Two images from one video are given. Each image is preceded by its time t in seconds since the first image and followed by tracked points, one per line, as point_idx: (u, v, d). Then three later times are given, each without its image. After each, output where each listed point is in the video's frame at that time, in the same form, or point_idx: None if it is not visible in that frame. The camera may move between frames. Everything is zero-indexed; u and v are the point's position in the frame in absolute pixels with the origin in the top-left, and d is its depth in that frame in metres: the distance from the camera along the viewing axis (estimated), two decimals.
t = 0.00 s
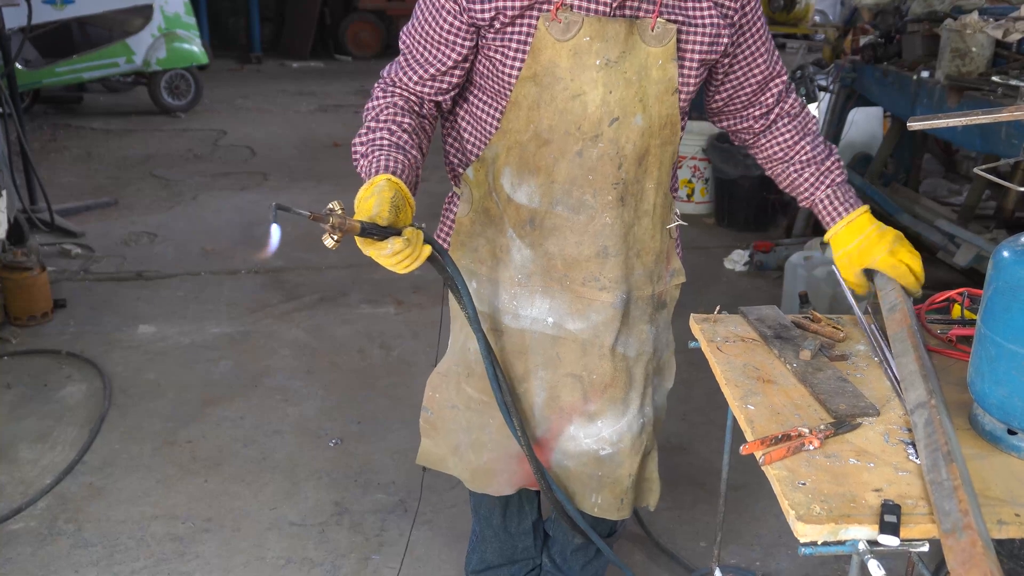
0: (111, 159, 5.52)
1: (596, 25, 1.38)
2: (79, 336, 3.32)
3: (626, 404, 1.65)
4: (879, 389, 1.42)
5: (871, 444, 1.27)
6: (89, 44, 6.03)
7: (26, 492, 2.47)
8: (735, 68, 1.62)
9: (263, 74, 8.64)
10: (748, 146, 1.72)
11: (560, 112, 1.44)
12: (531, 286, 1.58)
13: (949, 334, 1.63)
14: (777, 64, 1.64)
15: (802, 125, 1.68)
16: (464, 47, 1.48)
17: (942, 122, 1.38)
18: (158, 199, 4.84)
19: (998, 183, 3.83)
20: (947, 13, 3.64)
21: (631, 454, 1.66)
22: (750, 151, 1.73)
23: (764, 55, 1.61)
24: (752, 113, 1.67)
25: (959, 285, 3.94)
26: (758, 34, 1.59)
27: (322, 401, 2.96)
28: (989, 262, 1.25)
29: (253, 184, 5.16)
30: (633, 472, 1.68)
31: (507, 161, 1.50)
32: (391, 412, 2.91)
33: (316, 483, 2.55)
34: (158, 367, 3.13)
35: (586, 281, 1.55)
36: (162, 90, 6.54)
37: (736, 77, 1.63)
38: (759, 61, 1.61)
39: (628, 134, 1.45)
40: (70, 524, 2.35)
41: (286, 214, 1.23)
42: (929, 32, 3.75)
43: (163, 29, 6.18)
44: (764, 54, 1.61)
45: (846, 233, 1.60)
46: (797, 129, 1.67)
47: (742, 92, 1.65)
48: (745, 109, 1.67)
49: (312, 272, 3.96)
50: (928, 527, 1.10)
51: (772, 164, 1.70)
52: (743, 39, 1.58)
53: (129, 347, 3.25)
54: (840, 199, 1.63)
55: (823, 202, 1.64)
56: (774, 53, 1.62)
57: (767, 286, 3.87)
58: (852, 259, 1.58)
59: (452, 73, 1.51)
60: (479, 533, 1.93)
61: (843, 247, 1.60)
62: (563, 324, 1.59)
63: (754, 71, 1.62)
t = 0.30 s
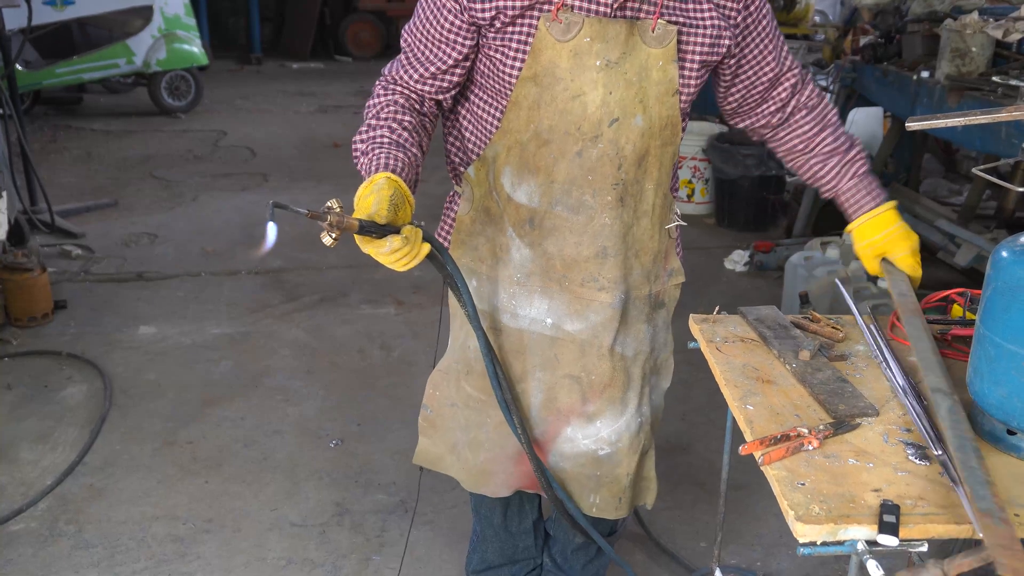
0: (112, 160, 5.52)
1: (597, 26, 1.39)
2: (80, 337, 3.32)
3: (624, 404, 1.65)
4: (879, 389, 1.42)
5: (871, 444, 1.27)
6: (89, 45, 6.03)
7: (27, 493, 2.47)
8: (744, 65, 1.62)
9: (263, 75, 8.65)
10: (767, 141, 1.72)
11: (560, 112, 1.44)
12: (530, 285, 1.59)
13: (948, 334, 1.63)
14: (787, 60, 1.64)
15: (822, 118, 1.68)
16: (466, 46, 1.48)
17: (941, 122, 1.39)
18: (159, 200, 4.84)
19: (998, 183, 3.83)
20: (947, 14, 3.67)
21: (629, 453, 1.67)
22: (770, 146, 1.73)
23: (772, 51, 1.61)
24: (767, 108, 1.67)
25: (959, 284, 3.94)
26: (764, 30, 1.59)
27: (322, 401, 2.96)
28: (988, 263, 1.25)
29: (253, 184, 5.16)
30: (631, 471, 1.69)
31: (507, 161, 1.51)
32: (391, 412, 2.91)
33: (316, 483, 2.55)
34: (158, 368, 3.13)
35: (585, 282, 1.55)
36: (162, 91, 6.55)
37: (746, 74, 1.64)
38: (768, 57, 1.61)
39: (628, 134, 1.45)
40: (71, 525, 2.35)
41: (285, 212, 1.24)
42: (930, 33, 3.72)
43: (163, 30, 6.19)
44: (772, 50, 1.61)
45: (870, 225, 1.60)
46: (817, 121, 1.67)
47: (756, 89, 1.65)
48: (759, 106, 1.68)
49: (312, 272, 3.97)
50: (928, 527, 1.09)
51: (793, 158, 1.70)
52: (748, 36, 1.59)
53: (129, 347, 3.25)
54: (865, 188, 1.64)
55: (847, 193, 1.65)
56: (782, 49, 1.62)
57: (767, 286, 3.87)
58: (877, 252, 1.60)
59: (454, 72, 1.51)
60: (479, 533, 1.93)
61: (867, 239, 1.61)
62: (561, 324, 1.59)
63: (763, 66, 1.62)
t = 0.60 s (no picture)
0: (112, 161, 5.52)
1: (598, 26, 1.39)
2: (80, 337, 3.32)
3: (627, 403, 1.65)
4: (878, 389, 1.42)
5: (870, 444, 1.27)
6: (90, 45, 6.03)
7: (27, 493, 2.47)
8: (750, 63, 1.62)
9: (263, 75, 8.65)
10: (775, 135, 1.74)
11: (562, 113, 1.44)
12: (532, 285, 1.58)
13: (947, 333, 1.63)
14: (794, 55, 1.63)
15: (831, 112, 1.68)
16: (467, 48, 1.48)
17: (940, 122, 1.39)
18: (159, 200, 4.84)
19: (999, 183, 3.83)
20: (947, 14, 3.66)
21: (631, 452, 1.67)
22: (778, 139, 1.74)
23: (778, 49, 1.61)
24: (775, 104, 1.67)
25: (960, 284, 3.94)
26: (768, 29, 1.59)
27: (322, 401, 2.97)
28: (989, 262, 1.25)
29: (253, 185, 5.16)
30: (633, 469, 1.69)
31: (509, 161, 1.51)
32: (391, 412, 2.91)
33: (316, 483, 2.55)
34: (158, 368, 3.13)
35: (587, 281, 1.55)
36: (163, 92, 6.55)
37: (752, 71, 1.64)
38: (775, 56, 1.61)
39: (630, 135, 1.45)
40: (71, 525, 2.35)
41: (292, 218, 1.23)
42: (930, 32, 3.73)
43: (163, 31, 6.19)
44: (778, 47, 1.61)
45: (876, 221, 1.66)
46: (826, 115, 1.67)
47: (764, 85, 1.65)
48: (767, 102, 1.68)
49: (312, 273, 3.97)
50: (928, 526, 1.09)
51: (802, 151, 1.71)
52: (751, 35, 1.59)
53: (129, 348, 3.25)
54: (871, 187, 1.67)
55: (854, 186, 1.68)
56: (789, 46, 1.61)
57: (768, 286, 3.87)
58: (874, 248, 1.66)
59: (455, 74, 1.51)
60: (480, 533, 1.93)
61: (868, 233, 1.66)
62: (564, 323, 1.59)
63: (770, 65, 1.62)
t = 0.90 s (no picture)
0: (113, 161, 5.53)
1: (601, 27, 1.39)
2: (80, 338, 3.33)
3: (636, 403, 1.65)
4: (879, 389, 1.42)
5: (870, 444, 1.26)
6: (90, 46, 6.04)
7: (28, 494, 2.47)
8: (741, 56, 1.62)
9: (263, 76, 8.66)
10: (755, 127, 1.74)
11: (567, 113, 1.44)
12: (540, 286, 1.58)
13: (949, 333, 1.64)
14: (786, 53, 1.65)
15: (812, 108, 1.68)
16: (470, 50, 1.48)
17: (939, 122, 1.39)
18: (159, 200, 4.84)
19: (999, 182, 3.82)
20: (948, 13, 3.66)
21: (642, 453, 1.67)
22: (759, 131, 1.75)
23: (768, 43, 1.61)
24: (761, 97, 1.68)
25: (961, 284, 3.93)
26: (762, 23, 1.58)
27: (323, 401, 2.97)
28: (988, 262, 1.25)
29: (253, 185, 5.17)
30: (644, 469, 1.69)
31: (514, 162, 1.51)
32: (392, 412, 2.91)
33: (317, 483, 2.56)
34: (159, 368, 3.13)
35: (595, 281, 1.55)
36: (163, 92, 6.56)
37: (746, 67, 1.64)
38: (763, 48, 1.61)
39: (634, 134, 1.45)
40: (72, 526, 2.35)
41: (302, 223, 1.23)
42: (930, 32, 3.73)
43: (164, 32, 6.19)
44: (773, 44, 1.61)
45: (847, 215, 1.66)
46: (805, 111, 1.67)
47: (753, 80, 1.66)
48: (755, 94, 1.68)
49: (312, 273, 3.97)
50: (928, 526, 1.09)
51: (781, 144, 1.72)
52: (748, 31, 1.59)
53: (130, 348, 3.25)
54: (844, 182, 1.67)
55: (828, 182, 1.68)
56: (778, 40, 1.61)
57: (768, 286, 3.87)
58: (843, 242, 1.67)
59: (458, 77, 1.51)
60: (481, 533, 1.93)
61: (840, 225, 1.67)
62: (572, 324, 1.59)
63: (760, 58, 1.62)
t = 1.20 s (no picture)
0: (113, 161, 5.52)
1: (606, 30, 1.39)
2: (81, 338, 3.32)
3: (633, 404, 1.65)
4: (883, 389, 1.42)
5: (875, 443, 1.26)
6: (90, 46, 6.04)
7: (29, 494, 2.47)
8: (756, 67, 1.62)
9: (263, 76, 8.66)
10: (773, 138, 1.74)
11: (570, 115, 1.44)
12: (539, 287, 1.58)
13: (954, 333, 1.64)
14: (796, 58, 1.64)
15: (832, 115, 1.69)
16: (473, 51, 1.47)
17: (947, 120, 1.39)
18: (159, 201, 4.84)
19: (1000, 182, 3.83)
20: (948, 12, 3.64)
21: (637, 454, 1.67)
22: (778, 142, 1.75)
23: (782, 52, 1.61)
24: (779, 106, 1.68)
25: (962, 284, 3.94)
26: (772, 32, 1.59)
27: (324, 401, 2.97)
28: (993, 261, 1.29)
29: (254, 185, 5.17)
30: (639, 470, 1.69)
31: (515, 164, 1.50)
32: (393, 412, 2.91)
33: (318, 483, 2.55)
34: (160, 369, 3.13)
35: (594, 283, 1.55)
36: (163, 93, 6.56)
37: (756, 73, 1.63)
38: (779, 59, 1.61)
39: (636, 137, 1.45)
40: (73, 526, 2.35)
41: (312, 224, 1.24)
42: (930, 32, 3.73)
43: (165, 32, 6.18)
44: (782, 50, 1.61)
45: (887, 226, 1.67)
46: (829, 119, 1.68)
47: (767, 88, 1.65)
48: (771, 105, 1.68)
49: (313, 273, 3.97)
50: (933, 525, 1.09)
51: (803, 153, 1.72)
52: (758, 39, 1.59)
53: (131, 349, 3.25)
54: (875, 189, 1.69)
55: (859, 191, 1.70)
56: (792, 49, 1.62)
57: (769, 286, 3.87)
58: (876, 249, 1.67)
59: (461, 77, 1.51)
60: (482, 534, 1.93)
61: (880, 231, 1.67)
62: (570, 326, 1.59)
63: (775, 68, 1.62)
